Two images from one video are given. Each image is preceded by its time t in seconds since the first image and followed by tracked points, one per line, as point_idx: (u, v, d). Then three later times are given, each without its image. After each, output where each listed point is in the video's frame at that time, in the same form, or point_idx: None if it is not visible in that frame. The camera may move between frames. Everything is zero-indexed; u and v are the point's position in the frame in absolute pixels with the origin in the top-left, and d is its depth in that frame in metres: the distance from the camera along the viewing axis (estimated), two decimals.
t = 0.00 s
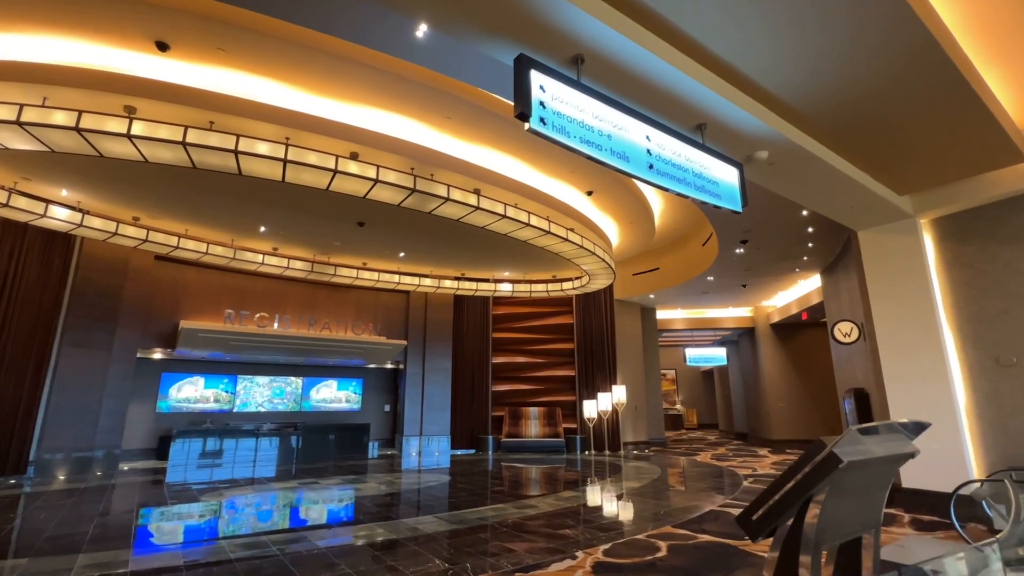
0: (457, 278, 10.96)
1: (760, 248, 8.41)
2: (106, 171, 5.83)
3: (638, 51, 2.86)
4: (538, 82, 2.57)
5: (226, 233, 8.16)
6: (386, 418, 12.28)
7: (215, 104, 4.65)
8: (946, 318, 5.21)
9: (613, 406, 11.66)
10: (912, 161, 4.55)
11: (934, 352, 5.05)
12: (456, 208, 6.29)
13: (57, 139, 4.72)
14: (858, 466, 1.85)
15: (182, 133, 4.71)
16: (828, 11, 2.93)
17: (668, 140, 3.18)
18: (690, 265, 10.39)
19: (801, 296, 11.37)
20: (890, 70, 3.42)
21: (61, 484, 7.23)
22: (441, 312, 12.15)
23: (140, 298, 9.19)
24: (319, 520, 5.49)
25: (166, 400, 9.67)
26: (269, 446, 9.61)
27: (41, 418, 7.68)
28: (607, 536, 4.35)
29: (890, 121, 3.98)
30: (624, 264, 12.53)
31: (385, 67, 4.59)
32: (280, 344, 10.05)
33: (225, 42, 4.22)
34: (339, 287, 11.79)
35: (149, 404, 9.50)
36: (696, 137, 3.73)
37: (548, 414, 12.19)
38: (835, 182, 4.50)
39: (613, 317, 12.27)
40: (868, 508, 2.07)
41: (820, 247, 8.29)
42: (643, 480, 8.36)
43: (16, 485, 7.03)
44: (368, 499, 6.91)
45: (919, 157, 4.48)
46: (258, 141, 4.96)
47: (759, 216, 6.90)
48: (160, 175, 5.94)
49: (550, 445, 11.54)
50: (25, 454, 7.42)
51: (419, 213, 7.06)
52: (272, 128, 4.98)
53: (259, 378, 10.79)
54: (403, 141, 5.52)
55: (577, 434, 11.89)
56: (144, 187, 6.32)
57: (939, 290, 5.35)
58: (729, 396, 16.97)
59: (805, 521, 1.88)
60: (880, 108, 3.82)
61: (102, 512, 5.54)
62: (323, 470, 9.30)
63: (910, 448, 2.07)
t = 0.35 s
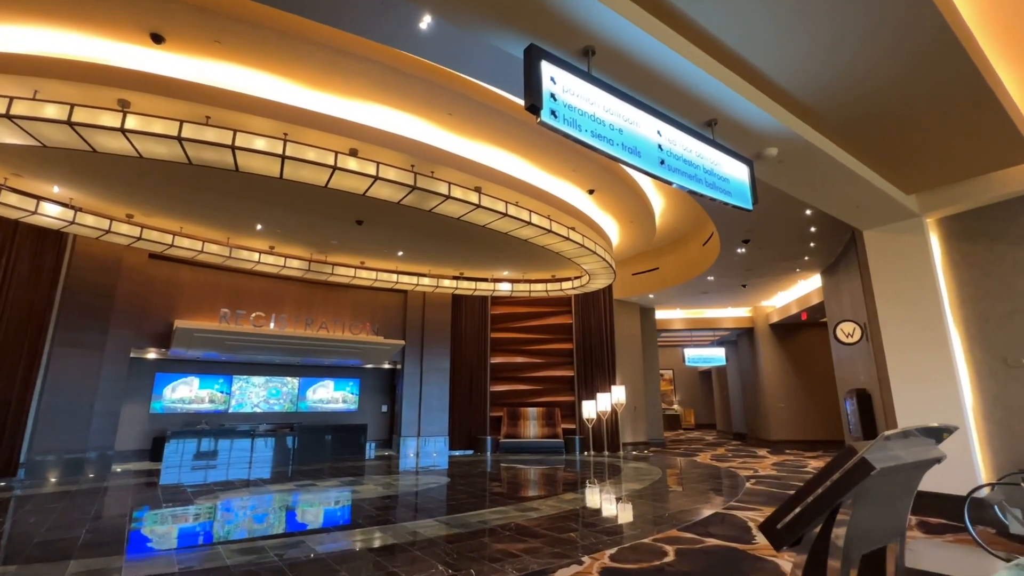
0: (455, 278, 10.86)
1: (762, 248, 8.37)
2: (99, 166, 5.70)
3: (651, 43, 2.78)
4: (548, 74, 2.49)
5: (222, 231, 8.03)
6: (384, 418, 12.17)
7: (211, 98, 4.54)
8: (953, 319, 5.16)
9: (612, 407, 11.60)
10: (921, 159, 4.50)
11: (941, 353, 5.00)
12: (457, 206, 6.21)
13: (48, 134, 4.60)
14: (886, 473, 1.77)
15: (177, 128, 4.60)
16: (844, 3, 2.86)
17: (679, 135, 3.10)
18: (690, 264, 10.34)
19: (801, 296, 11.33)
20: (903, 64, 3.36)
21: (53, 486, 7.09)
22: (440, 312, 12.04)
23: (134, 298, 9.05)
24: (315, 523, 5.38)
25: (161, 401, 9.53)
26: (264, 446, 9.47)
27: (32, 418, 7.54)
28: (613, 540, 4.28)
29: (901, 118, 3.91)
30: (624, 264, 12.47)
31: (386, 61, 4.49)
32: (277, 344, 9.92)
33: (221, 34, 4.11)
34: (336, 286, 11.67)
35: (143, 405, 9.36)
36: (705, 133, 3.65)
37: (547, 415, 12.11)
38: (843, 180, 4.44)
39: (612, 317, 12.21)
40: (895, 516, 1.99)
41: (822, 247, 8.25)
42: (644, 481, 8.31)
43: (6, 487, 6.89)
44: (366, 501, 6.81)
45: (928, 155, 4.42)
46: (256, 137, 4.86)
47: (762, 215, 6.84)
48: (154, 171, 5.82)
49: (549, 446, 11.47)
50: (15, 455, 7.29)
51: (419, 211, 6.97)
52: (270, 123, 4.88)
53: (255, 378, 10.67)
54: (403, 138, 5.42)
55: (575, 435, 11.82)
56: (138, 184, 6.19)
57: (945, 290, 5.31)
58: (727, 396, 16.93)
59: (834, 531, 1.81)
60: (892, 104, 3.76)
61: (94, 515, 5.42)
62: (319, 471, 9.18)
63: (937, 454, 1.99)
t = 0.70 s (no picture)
0: (448, 275, 10.76)
1: (756, 248, 8.37)
2: (82, 157, 5.53)
3: (658, 32, 2.71)
4: (554, 61, 2.40)
5: (210, 226, 7.86)
6: (374, 418, 12.02)
7: (200, 88, 4.40)
8: (948, 318, 5.17)
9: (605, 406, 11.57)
10: (919, 158, 4.50)
11: (937, 352, 5.01)
12: (452, 202, 6.13)
13: (29, 122, 4.44)
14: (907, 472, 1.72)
15: (164, 118, 4.46)
16: None
17: (684, 128, 3.04)
18: (683, 263, 10.34)
19: (792, 295, 11.38)
20: (908, 61, 3.33)
21: (32, 488, 6.88)
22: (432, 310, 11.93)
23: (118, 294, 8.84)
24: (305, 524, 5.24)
25: (146, 400, 9.31)
26: (252, 446, 9.28)
27: (11, 417, 7.32)
28: (611, 540, 4.22)
29: (903, 115, 3.90)
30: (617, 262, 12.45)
31: (382, 52, 4.40)
32: (266, 342, 9.75)
33: (211, 21, 3.98)
34: (327, 284, 11.51)
35: (127, 404, 9.14)
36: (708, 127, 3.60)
37: (540, 414, 12.05)
38: (842, 179, 4.43)
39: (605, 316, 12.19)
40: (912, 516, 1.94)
41: (815, 247, 8.27)
42: (638, 480, 8.27)
43: None
44: (358, 502, 6.68)
45: (927, 153, 4.43)
46: (246, 128, 4.73)
47: (757, 214, 6.83)
48: (140, 163, 5.66)
49: (541, 445, 11.42)
50: None
51: (413, 207, 6.86)
52: (261, 115, 4.75)
53: (243, 377, 10.48)
54: (398, 132, 5.31)
55: (568, 434, 11.78)
56: (123, 176, 6.02)
57: (940, 289, 5.33)
58: (718, 396, 16.99)
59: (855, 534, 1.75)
60: (894, 101, 3.73)
61: (76, 518, 5.25)
62: (309, 471, 9.03)
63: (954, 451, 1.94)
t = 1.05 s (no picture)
0: (433, 270, 10.63)
1: (741, 245, 8.43)
2: (52, 142, 5.28)
3: (658, 19, 2.66)
4: (553, 45, 2.33)
5: (188, 217, 7.61)
6: (357, 415, 11.85)
7: (179, 71, 4.22)
8: (930, 314, 5.26)
9: (590, 402, 11.59)
10: (907, 155, 4.55)
11: (920, 347, 5.09)
12: (439, 194, 6.02)
13: None
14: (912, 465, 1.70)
15: (140, 101, 4.26)
16: None
17: (681, 119, 3.00)
18: (668, 260, 10.39)
19: (775, 293, 11.53)
20: (902, 56, 3.35)
21: None
22: (416, 306, 11.78)
23: (89, 288, 8.51)
24: (285, 523, 5.11)
25: (119, 397, 9.00)
26: (231, 444, 9.04)
27: None
28: (601, 536, 4.19)
29: (893, 111, 3.93)
30: (602, 259, 12.46)
31: (371, 39, 4.28)
32: (245, 337, 9.50)
33: None
34: (309, 278, 11.28)
35: (99, 402, 8.82)
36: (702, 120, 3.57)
37: (524, 410, 12.01)
38: (833, 176, 4.46)
39: (590, 313, 12.20)
40: (914, 510, 1.92)
41: (799, 244, 8.37)
42: (624, 476, 8.27)
43: None
44: (340, 500, 6.55)
45: (915, 151, 4.48)
46: (227, 115, 4.56)
47: (744, 211, 6.85)
48: (114, 149, 5.43)
49: (526, 442, 11.39)
50: None
51: (399, 200, 6.74)
52: (243, 101, 4.58)
53: (222, 373, 10.22)
54: (386, 121, 5.19)
55: (553, 431, 11.76)
56: (95, 163, 5.77)
57: (922, 286, 5.41)
58: (700, 392, 17.17)
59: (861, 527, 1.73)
60: (885, 97, 3.76)
61: (44, 520, 5.02)
62: (289, 469, 8.85)
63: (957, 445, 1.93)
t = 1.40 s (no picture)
0: (425, 257, 10.48)
1: (735, 232, 8.41)
2: (28, 117, 5.04)
3: None
4: (563, 12, 2.21)
5: (171, 199, 7.37)
6: (346, 402, 11.72)
7: (162, 43, 4.02)
8: (926, 302, 5.27)
9: (581, 390, 11.59)
10: (909, 139, 4.50)
11: (915, 335, 5.10)
12: (433, 177, 5.86)
13: None
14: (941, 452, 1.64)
15: (120, 73, 4.04)
16: None
17: (690, 96, 2.91)
18: (662, 248, 10.36)
19: (766, 282, 11.56)
20: (914, 35, 3.27)
21: None
22: (406, 293, 11.63)
23: (68, 272, 8.24)
24: (275, 511, 5.01)
25: (101, 384, 8.78)
26: (217, 432, 8.87)
27: None
28: (599, 523, 4.16)
29: (898, 92, 3.88)
30: (595, 247, 12.40)
31: (365, 12, 4.11)
32: (232, 324, 9.30)
33: None
34: (297, 264, 11.06)
35: (81, 389, 8.59)
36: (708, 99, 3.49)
37: (515, 398, 11.98)
38: (836, 160, 4.40)
39: (581, 301, 12.16)
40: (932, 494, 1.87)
41: (793, 233, 8.36)
42: (616, 463, 8.28)
43: None
44: (331, 488, 6.46)
45: (917, 136, 4.44)
46: (214, 90, 4.36)
47: (741, 198, 6.80)
48: (93, 125, 5.20)
49: (516, 429, 11.36)
50: None
51: (391, 182, 6.57)
52: (230, 75, 4.39)
53: (208, 361, 10.02)
54: (379, 100, 5.01)
55: (544, 419, 11.74)
56: (73, 140, 5.52)
57: (918, 274, 5.41)
58: (689, 381, 17.27)
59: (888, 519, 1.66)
60: (893, 79, 3.69)
61: (24, 510, 4.87)
62: (278, 458, 8.72)
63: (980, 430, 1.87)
